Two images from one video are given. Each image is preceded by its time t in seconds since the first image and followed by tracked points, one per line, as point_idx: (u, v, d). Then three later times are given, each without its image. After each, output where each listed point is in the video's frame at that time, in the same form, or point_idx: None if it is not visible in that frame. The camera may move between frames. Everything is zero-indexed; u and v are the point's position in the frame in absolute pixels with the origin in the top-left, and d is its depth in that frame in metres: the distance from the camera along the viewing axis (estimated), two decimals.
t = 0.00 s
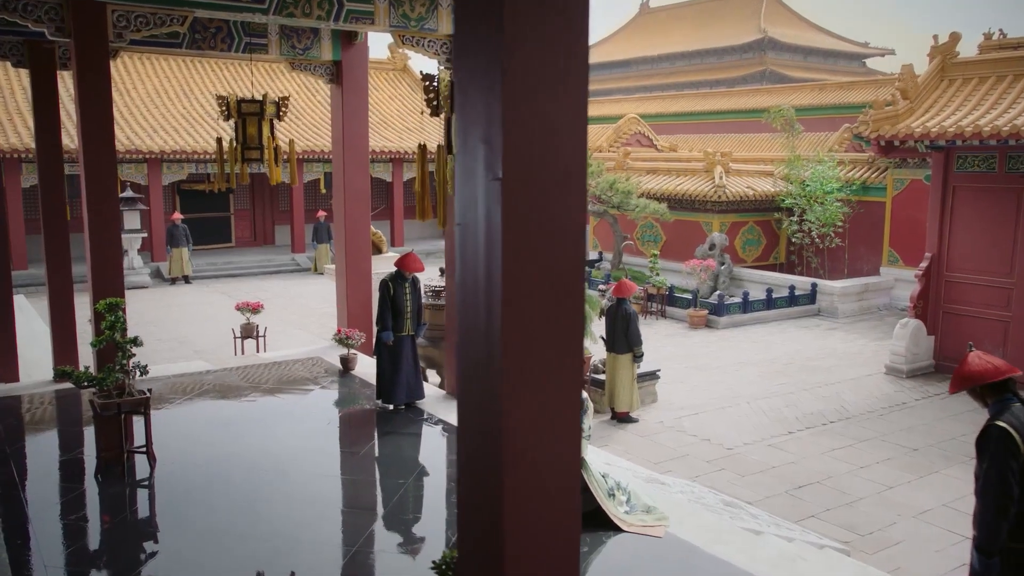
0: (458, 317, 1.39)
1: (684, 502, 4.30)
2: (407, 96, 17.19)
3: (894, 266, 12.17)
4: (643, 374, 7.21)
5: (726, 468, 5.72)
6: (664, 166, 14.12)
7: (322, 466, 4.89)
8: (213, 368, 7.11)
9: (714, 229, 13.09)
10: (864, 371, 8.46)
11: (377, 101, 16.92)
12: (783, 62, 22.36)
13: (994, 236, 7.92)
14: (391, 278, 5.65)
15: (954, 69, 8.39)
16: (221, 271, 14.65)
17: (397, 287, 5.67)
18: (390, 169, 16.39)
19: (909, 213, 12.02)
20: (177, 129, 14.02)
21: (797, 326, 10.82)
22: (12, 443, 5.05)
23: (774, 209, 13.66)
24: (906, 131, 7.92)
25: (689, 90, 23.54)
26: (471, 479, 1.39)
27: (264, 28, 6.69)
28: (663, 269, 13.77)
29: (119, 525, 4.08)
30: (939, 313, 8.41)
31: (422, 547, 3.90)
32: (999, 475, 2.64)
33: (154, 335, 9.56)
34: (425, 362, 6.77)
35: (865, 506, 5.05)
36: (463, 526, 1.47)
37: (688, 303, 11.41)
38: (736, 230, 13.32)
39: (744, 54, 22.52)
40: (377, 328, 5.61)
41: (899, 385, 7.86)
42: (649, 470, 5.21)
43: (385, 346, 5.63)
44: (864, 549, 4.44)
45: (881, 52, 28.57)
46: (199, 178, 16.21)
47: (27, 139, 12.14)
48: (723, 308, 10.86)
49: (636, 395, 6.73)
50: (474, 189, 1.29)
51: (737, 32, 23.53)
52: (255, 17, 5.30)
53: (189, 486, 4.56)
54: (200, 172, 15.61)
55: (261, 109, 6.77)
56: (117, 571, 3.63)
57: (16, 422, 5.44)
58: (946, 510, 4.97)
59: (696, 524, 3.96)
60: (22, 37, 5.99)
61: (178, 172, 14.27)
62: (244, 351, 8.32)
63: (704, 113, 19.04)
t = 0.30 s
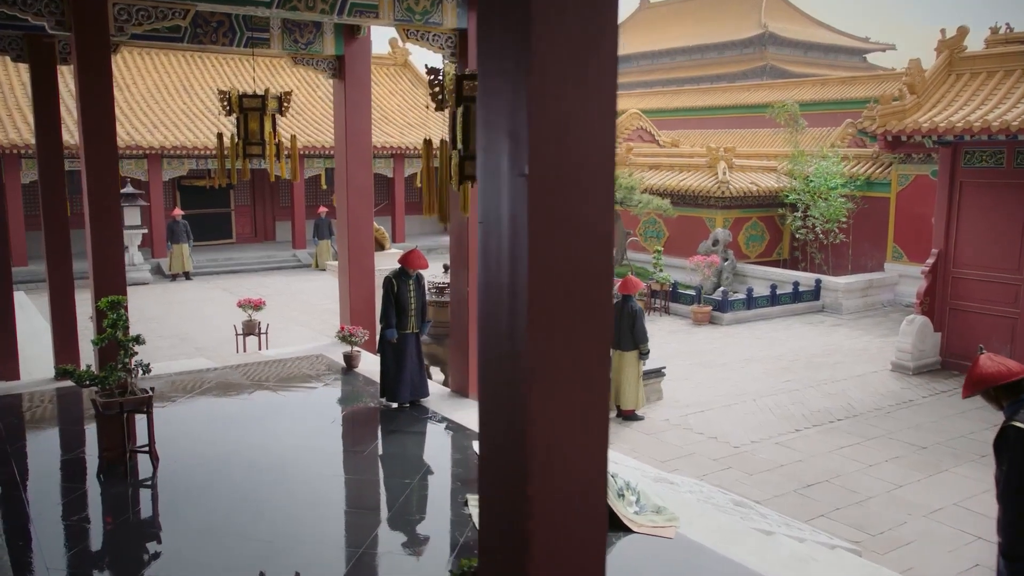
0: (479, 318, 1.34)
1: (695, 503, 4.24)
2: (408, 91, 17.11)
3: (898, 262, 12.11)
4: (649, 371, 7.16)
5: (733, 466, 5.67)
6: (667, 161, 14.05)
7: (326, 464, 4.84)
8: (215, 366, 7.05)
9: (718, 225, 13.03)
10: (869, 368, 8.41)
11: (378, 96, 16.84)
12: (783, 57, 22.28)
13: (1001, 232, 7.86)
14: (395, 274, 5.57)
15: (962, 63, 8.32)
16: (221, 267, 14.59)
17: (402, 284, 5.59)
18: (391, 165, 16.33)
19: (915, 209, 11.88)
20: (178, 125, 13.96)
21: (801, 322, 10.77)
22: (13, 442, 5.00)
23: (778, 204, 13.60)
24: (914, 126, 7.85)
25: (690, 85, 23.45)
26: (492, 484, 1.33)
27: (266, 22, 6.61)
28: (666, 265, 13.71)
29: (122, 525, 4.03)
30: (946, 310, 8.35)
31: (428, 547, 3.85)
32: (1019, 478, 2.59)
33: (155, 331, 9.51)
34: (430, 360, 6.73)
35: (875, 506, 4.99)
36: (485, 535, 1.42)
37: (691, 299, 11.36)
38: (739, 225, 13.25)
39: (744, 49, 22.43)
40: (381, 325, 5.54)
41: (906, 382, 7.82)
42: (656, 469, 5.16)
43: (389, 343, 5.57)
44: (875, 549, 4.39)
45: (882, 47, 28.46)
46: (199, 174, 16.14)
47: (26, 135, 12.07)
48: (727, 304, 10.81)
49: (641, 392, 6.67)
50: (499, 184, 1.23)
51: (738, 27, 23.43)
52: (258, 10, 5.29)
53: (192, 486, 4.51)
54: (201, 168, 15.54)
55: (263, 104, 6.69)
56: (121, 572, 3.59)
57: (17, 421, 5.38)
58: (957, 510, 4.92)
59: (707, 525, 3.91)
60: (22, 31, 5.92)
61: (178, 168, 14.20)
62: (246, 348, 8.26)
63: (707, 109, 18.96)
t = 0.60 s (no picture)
0: (499, 318, 1.29)
1: (703, 502, 4.20)
2: (409, 87, 17.04)
3: (902, 258, 12.04)
4: (653, 368, 7.11)
5: (739, 464, 5.63)
6: (669, 157, 14.00)
7: (329, 463, 4.79)
8: (216, 363, 7.01)
9: (720, 221, 12.97)
10: (874, 365, 8.37)
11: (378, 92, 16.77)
12: (783, 53, 22.18)
13: (1008, 228, 7.81)
14: (398, 271, 5.50)
15: (968, 58, 8.27)
16: (222, 263, 14.53)
17: (405, 281, 5.53)
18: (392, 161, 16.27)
19: (918, 204, 11.83)
20: (177, 120, 13.90)
21: (805, 319, 10.72)
22: (13, 441, 4.95)
23: (780, 200, 13.55)
24: (920, 121, 7.80)
25: (689, 81, 23.37)
26: (512, 491, 1.29)
27: (266, 16, 6.59)
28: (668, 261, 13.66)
29: (123, 526, 3.98)
30: (951, 306, 8.31)
31: (434, 546, 3.80)
32: None
33: (155, 328, 9.46)
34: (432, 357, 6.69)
35: (883, 504, 4.95)
36: (503, 543, 1.38)
37: (694, 296, 11.31)
38: (741, 221, 13.20)
39: (744, 44, 22.34)
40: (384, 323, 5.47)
41: (911, 379, 7.77)
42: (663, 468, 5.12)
43: (393, 341, 5.51)
44: (885, 549, 4.34)
45: (881, 43, 28.40)
46: (199, 170, 16.07)
47: (26, 131, 12.01)
48: (730, 301, 10.77)
49: (646, 389, 6.62)
50: (522, 179, 1.18)
51: (737, 22, 23.33)
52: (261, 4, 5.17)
53: (194, 485, 4.47)
54: (201, 164, 15.48)
55: (263, 99, 6.63)
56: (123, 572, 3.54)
57: (18, 420, 5.34)
58: (966, 508, 4.88)
59: (716, 525, 3.87)
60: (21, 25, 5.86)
61: (178, 163, 14.14)
62: (247, 345, 8.22)
63: (707, 104, 18.90)
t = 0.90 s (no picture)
0: (523, 318, 1.24)
1: (713, 503, 4.14)
2: (409, 83, 16.95)
3: (905, 254, 11.96)
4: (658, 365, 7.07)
5: (746, 463, 5.58)
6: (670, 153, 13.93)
7: (332, 462, 4.74)
8: (216, 361, 6.94)
9: (722, 217, 12.91)
10: (879, 361, 8.32)
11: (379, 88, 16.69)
12: (782, 48, 22.06)
13: (1013, 224, 7.75)
14: (401, 268, 5.44)
15: (974, 53, 8.21)
16: (221, 260, 14.47)
17: (408, 279, 5.46)
18: (392, 157, 16.20)
19: (920, 200, 11.73)
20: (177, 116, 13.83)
21: (808, 315, 10.68)
22: (13, 441, 4.89)
23: (783, 196, 13.50)
24: (926, 116, 7.75)
25: (689, 76, 23.27)
26: (539, 499, 1.24)
27: (267, 10, 6.51)
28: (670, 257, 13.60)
29: (125, 527, 3.92)
30: (957, 303, 8.25)
31: (440, 546, 3.74)
32: None
33: (154, 326, 9.40)
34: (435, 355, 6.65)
35: (893, 504, 4.89)
36: (526, 552, 1.33)
37: (697, 292, 11.25)
38: (744, 217, 13.14)
39: (744, 39, 22.22)
40: (387, 321, 5.41)
41: (917, 376, 7.72)
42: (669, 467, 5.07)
43: (396, 339, 5.45)
44: (895, 550, 4.29)
45: (881, 37, 28.27)
46: (198, 166, 16.00)
47: (24, 127, 11.95)
48: (733, 297, 10.73)
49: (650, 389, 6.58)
50: (549, 174, 1.13)
51: (737, 17, 23.22)
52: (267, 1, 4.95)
53: (196, 484, 4.41)
54: (200, 160, 15.40)
55: (264, 95, 6.54)
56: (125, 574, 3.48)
57: (17, 419, 5.28)
58: (977, 508, 4.82)
59: (726, 526, 3.82)
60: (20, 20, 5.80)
61: (178, 159, 14.06)
62: (248, 342, 8.16)
63: (709, 100, 18.83)
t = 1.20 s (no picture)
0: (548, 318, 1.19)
1: (724, 504, 4.10)
2: (410, 78, 16.86)
3: (909, 250, 11.89)
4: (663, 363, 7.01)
5: (753, 462, 5.53)
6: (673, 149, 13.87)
7: (336, 462, 4.68)
8: (219, 359, 6.89)
9: (725, 214, 12.86)
10: (884, 359, 8.27)
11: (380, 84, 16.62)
12: (783, 44, 22.00)
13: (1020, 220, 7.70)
14: (405, 265, 5.38)
15: (981, 48, 8.15)
16: (222, 257, 14.41)
17: (412, 276, 5.40)
18: (393, 153, 16.15)
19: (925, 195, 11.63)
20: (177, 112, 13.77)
21: (812, 312, 10.63)
22: (14, 441, 4.84)
23: (786, 192, 13.45)
24: (933, 112, 7.69)
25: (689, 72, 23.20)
26: (566, 509, 1.19)
27: (270, 5, 6.46)
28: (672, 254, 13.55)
29: (128, 528, 3.87)
30: (963, 300, 8.20)
31: (447, 546, 3.68)
32: None
33: (155, 323, 9.35)
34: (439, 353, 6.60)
35: (902, 503, 4.85)
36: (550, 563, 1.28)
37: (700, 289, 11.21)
38: (747, 214, 13.08)
39: (744, 35, 22.15)
40: (391, 319, 5.36)
41: (923, 374, 7.68)
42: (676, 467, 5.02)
43: (401, 337, 5.40)
44: (907, 551, 4.25)
45: (881, 34, 28.21)
46: (199, 163, 15.94)
47: (24, 123, 11.89)
48: (737, 294, 10.68)
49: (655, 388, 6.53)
50: (577, 169, 1.08)
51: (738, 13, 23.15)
52: None
53: (199, 484, 4.36)
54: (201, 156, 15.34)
55: (265, 90, 6.50)
56: None
57: (17, 419, 5.22)
58: (988, 508, 4.77)
59: (737, 528, 3.77)
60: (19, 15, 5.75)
61: (178, 156, 14.01)
62: (250, 340, 8.11)
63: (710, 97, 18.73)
